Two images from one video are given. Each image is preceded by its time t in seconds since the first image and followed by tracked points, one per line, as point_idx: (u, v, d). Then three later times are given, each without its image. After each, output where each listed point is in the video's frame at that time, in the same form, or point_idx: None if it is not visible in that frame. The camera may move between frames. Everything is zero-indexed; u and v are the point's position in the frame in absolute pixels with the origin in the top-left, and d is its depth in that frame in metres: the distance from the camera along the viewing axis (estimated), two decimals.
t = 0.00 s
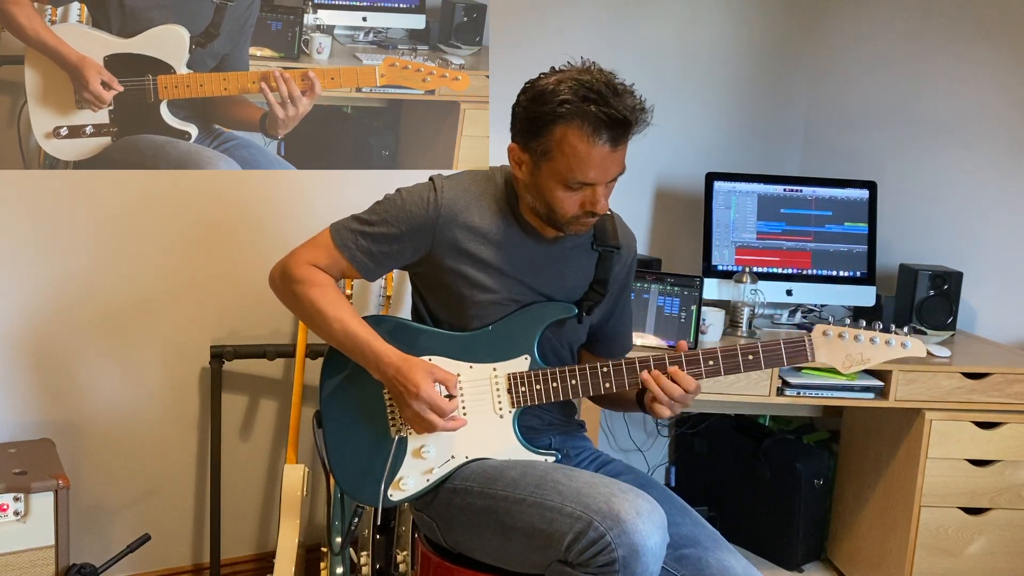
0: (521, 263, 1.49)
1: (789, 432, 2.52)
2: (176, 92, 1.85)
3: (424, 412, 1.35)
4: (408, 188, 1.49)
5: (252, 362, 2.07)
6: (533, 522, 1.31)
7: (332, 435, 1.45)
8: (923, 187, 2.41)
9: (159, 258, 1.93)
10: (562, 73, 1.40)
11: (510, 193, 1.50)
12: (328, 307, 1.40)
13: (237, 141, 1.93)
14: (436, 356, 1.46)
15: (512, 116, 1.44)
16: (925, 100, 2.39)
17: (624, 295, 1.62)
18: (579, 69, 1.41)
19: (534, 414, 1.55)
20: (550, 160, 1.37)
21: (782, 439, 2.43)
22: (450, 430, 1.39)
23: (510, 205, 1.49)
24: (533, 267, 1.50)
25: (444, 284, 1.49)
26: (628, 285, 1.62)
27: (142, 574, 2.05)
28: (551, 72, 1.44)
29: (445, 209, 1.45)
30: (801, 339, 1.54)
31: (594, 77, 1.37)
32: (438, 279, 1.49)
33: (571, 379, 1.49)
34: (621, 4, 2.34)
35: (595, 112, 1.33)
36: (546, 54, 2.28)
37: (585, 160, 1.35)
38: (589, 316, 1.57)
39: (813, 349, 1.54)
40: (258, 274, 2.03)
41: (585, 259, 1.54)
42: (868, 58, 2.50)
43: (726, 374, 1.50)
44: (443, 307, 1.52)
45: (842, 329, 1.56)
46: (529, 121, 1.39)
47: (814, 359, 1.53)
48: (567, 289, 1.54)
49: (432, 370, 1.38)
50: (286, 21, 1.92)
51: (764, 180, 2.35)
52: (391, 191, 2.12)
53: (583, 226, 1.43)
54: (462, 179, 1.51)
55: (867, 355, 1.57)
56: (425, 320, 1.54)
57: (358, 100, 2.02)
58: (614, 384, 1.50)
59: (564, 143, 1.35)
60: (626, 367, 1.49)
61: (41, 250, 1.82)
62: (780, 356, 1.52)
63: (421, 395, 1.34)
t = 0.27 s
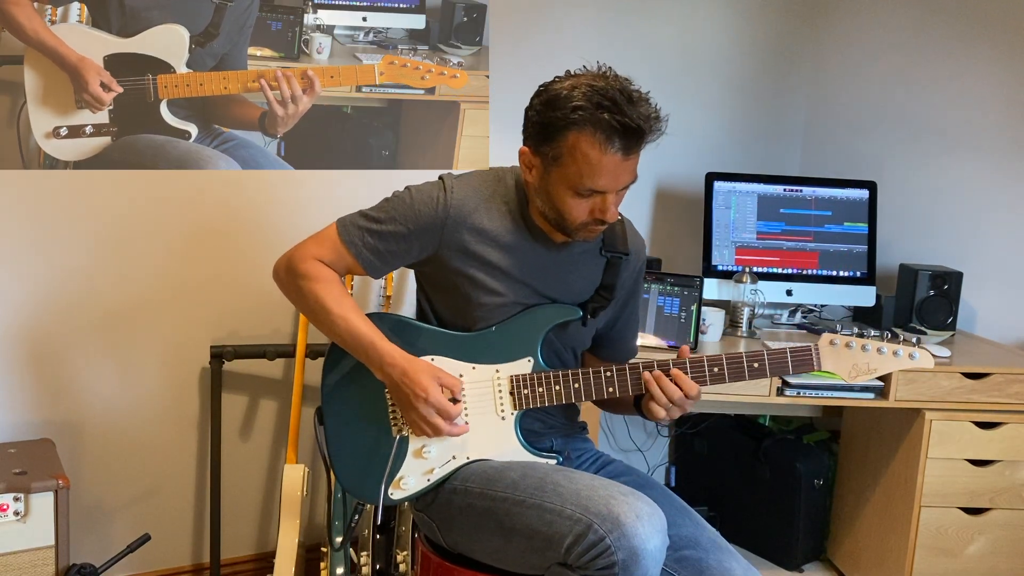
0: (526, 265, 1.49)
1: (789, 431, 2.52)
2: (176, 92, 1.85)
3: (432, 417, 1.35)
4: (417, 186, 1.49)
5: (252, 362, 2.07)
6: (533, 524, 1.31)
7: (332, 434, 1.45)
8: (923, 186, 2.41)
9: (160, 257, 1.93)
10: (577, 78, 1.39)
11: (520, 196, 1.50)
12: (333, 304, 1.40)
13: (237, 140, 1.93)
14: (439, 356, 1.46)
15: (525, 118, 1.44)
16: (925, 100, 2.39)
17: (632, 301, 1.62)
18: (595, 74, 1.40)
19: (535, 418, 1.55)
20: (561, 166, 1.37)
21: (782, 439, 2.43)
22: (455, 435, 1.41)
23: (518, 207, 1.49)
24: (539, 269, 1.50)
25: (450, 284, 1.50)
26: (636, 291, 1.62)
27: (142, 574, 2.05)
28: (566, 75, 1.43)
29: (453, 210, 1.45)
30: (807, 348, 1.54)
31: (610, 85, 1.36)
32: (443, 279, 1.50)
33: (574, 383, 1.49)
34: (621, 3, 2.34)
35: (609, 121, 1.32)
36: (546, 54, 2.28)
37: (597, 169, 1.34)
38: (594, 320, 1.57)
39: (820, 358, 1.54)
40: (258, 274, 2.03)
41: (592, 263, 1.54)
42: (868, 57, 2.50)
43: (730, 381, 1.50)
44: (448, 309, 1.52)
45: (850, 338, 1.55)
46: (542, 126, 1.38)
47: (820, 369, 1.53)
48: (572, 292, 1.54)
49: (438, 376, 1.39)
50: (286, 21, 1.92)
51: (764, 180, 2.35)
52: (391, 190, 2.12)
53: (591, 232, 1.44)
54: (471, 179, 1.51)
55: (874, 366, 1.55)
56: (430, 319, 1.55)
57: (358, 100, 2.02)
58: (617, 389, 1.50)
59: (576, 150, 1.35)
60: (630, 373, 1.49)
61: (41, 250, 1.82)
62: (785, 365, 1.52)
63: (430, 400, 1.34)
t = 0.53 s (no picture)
0: (532, 266, 1.49)
1: (789, 432, 2.53)
2: (176, 92, 1.85)
3: (424, 417, 1.35)
4: (424, 184, 1.48)
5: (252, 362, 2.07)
6: (533, 526, 1.31)
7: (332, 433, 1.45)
8: (923, 186, 2.41)
9: (160, 257, 1.93)
10: (589, 82, 1.38)
11: (527, 197, 1.50)
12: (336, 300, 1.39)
13: (237, 140, 1.93)
14: (442, 356, 1.46)
15: (535, 121, 1.44)
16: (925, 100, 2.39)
17: (637, 305, 1.62)
18: (607, 78, 1.40)
19: (536, 420, 1.55)
20: (572, 171, 1.37)
21: (782, 439, 2.43)
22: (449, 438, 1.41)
23: (525, 208, 1.49)
24: (545, 271, 1.50)
25: (455, 284, 1.50)
26: (641, 295, 1.62)
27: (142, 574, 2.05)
28: (577, 78, 1.42)
29: (459, 209, 1.45)
30: (812, 357, 1.54)
31: (622, 90, 1.36)
32: (448, 279, 1.50)
33: (576, 386, 1.49)
34: (621, 3, 2.34)
35: (622, 127, 1.32)
36: (546, 54, 2.28)
37: (608, 174, 1.34)
38: (599, 323, 1.57)
39: (824, 367, 1.54)
40: (258, 274, 2.03)
41: (598, 266, 1.54)
42: (868, 57, 2.50)
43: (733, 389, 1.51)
44: (452, 310, 1.52)
45: (856, 348, 1.55)
46: (553, 130, 1.38)
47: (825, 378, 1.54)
48: (577, 294, 1.54)
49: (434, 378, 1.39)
50: (286, 21, 1.92)
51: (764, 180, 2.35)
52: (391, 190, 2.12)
53: (599, 236, 1.44)
54: (478, 179, 1.51)
55: (880, 376, 1.54)
56: (434, 320, 1.55)
57: (359, 100, 2.02)
58: (620, 393, 1.50)
59: (587, 156, 1.35)
60: (633, 377, 1.49)
61: (40, 249, 1.82)
62: (790, 375, 1.52)
63: (424, 400, 1.35)
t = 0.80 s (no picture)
0: (531, 265, 1.49)
1: (789, 432, 2.54)
2: (176, 91, 1.85)
3: (435, 414, 1.36)
4: (422, 184, 1.48)
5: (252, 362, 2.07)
6: (533, 525, 1.31)
7: (332, 433, 1.45)
8: (923, 186, 2.41)
9: (159, 257, 1.93)
10: (586, 81, 1.38)
11: (526, 196, 1.50)
12: (336, 301, 1.39)
13: (237, 140, 1.93)
14: (442, 356, 1.46)
15: (533, 121, 1.44)
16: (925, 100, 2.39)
17: (636, 303, 1.62)
18: (604, 77, 1.40)
19: (536, 420, 1.55)
20: (572, 169, 1.37)
21: (782, 439, 2.43)
22: (460, 431, 1.40)
23: (524, 207, 1.49)
24: (545, 270, 1.50)
25: (454, 284, 1.49)
26: (641, 294, 1.62)
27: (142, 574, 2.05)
28: (574, 77, 1.43)
29: (458, 208, 1.45)
30: (812, 354, 1.54)
31: (620, 87, 1.36)
32: (447, 278, 1.50)
33: (576, 385, 1.49)
34: (621, 3, 2.34)
35: (621, 124, 1.32)
36: (546, 54, 2.28)
37: (608, 172, 1.34)
38: (598, 321, 1.57)
39: (824, 365, 1.55)
40: (258, 274, 2.03)
41: (598, 265, 1.54)
42: (867, 57, 2.50)
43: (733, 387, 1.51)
44: (452, 309, 1.52)
45: (855, 345, 1.54)
46: (552, 129, 1.38)
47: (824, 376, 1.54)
48: (576, 293, 1.54)
49: (440, 374, 1.39)
50: (286, 21, 1.92)
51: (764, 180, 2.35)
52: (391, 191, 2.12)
53: (600, 234, 1.44)
54: (476, 177, 1.51)
55: (879, 372, 1.53)
56: (433, 318, 1.55)
57: (358, 101, 2.02)
58: (620, 392, 1.50)
59: (587, 154, 1.35)
60: (633, 377, 1.49)
61: (40, 249, 1.82)
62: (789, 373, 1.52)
63: (432, 397, 1.35)
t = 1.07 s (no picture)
0: (528, 264, 1.49)
1: (789, 432, 2.53)
2: (176, 92, 1.85)
3: (424, 415, 1.35)
4: (418, 184, 1.49)
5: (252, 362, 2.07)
6: (533, 524, 1.31)
7: (332, 433, 1.45)
8: (923, 186, 2.41)
9: (159, 257, 1.93)
10: (580, 79, 1.39)
11: (521, 195, 1.50)
12: (332, 301, 1.39)
13: (237, 140, 1.93)
14: (440, 355, 1.46)
15: (527, 120, 1.44)
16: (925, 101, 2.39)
17: (633, 301, 1.62)
18: (597, 75, 1.40)
19: (535, 419, 1.55)
20: (566, 168, 1.37)
21: (782, 439, 2.43)
22: (449, 434, 1.40)
23: (519, 206, 1.49)
24: (541, 269, 1.50)
25: (451, 283, 1.49)
26: (638, 291, 1.62)
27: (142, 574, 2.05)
28: (568, 76, 1.43)
29: (454, 207, 1.45)
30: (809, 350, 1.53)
31: (613, 85, 1.36)
32: (444, 278, 1.50)
33: (575, 383, 1.49)
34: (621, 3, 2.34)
35: (614, 122, 1.32)
36: (546, 55, 2.28)
37: (601, 170, 1.34)
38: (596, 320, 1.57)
39: (823, 362, 1.53)
40: (258, 274, 2.03)
41: (594, 263, 1.54)
42: (868, 57, 2.50)
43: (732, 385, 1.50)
44: (449, 308, 1.52)
45: (853, 341, 1.54)
46: (546, 128, 1.38)
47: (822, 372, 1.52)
48: (574, 291, 1.54)
49: (433, 375, 1.38)
50: (286, 21, 1.92)
51: (764, 180, 2.35)
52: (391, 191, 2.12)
53: (595, 232, 1.44)
54: (472, 177, 1.51)
55: (876, 368, 1.55)
56: (431, 319, 1.55)
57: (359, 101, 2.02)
58: (618, 390, 1.50)
59: (580, 152, 1.35)
60: (632, 373, 1.49)
61: (40, 249, 1.82)
62: (787, 369, 1.51)
63: (421, 398, 1.34)
